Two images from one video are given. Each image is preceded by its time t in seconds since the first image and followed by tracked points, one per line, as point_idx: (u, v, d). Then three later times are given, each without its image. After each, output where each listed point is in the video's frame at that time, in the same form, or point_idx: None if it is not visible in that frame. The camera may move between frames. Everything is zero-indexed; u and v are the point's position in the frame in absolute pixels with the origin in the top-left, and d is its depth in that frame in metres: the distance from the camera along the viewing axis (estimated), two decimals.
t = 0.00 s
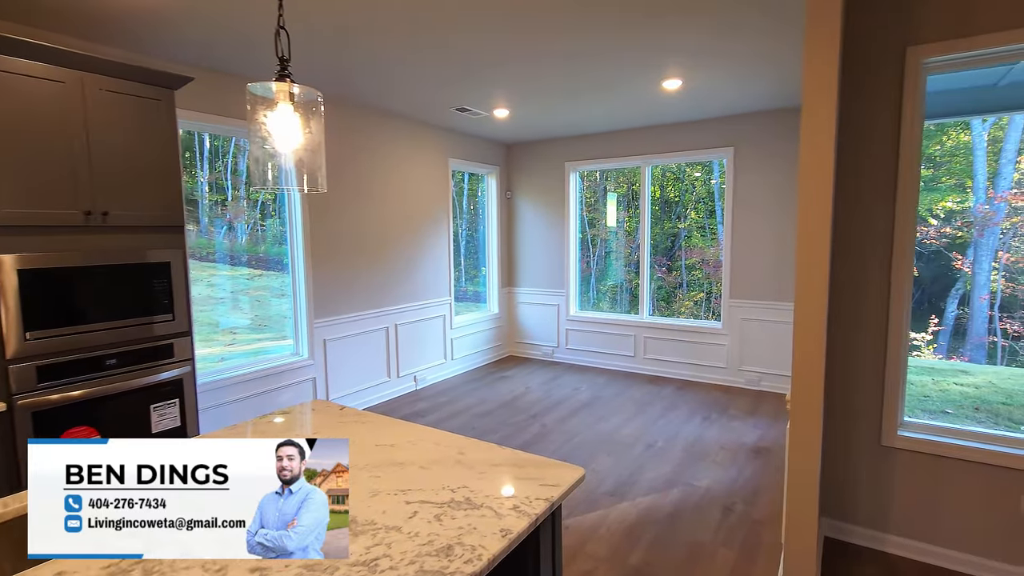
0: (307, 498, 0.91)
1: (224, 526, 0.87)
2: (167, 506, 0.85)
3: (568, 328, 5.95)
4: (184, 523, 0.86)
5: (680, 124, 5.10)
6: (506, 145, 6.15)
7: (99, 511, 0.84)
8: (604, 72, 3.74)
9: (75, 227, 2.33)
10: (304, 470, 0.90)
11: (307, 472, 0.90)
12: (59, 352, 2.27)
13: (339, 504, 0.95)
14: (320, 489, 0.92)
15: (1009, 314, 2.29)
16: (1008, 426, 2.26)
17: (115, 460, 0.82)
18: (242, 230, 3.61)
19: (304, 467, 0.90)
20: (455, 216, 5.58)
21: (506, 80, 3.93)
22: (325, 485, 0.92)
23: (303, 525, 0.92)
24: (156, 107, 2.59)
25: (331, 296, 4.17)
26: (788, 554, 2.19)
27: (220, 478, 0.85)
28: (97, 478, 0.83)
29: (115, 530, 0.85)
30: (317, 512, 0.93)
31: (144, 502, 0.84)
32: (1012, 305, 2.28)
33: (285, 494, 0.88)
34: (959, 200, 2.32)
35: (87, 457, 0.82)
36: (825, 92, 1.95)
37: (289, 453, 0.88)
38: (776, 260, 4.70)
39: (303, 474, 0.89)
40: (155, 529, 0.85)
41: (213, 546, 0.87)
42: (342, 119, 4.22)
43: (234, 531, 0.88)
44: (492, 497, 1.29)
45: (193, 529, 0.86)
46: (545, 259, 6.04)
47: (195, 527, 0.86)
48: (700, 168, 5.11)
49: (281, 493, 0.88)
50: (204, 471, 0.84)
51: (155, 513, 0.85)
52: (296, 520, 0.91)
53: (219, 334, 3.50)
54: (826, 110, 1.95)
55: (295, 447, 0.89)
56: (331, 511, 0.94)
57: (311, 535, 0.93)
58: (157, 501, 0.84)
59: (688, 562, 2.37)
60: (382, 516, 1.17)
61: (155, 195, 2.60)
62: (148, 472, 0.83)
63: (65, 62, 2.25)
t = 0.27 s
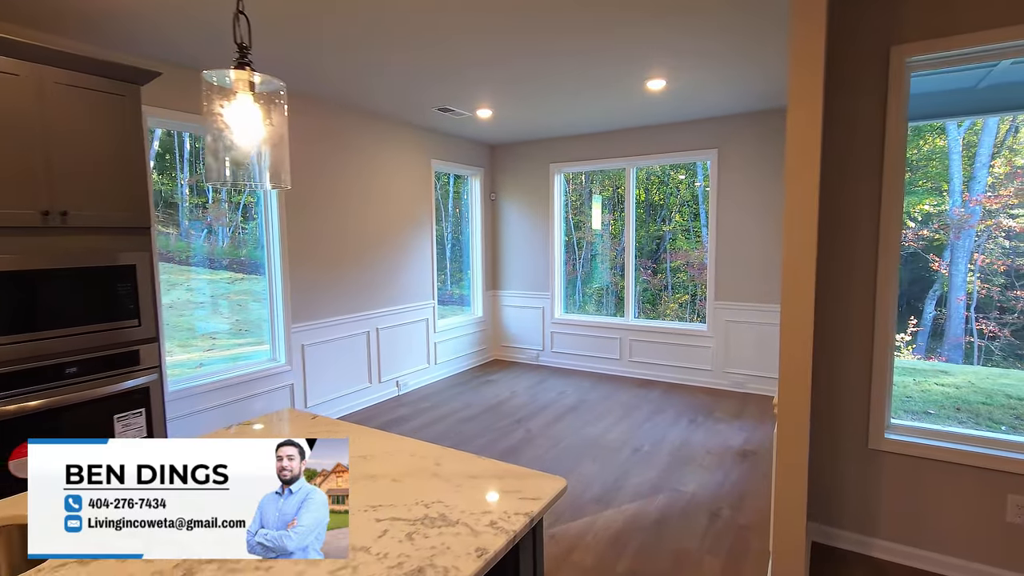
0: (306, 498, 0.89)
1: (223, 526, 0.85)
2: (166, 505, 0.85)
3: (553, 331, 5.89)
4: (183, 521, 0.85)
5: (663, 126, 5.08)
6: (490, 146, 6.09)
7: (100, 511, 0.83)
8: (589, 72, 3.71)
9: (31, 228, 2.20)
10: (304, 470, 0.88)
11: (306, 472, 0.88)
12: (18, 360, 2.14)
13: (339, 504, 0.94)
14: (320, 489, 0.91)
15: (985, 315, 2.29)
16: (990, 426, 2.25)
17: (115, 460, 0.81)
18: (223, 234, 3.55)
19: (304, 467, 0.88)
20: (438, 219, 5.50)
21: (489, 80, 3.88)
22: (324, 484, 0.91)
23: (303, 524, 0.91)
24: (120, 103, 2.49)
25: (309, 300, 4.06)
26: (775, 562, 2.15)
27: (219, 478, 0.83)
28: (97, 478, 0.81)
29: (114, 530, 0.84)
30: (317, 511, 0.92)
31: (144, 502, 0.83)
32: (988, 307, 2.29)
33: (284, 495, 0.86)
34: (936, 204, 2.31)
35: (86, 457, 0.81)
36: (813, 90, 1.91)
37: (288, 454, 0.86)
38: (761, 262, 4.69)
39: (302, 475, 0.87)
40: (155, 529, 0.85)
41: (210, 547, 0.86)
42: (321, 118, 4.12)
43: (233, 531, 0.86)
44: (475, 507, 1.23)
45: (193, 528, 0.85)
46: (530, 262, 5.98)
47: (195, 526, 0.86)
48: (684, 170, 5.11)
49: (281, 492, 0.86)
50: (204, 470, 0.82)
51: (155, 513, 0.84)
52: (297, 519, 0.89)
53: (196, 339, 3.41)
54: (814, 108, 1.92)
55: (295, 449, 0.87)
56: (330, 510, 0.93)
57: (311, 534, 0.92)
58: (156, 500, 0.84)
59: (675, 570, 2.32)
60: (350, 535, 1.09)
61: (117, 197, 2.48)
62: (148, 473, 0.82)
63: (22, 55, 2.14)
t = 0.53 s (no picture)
0: (306, 498, 0.94)
1: (224, 526, 0.92)
2: (166, 505, 0.92)
3: (541, 335, 5.81)
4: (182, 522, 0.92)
5: (652, 127, 5.03)
6: (475, 148, 6.00)
7: (100, 511, 0.91)
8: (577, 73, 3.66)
9: None
10: (304, 471, 0.93)
11: (307, 472, 0.93)
12: None
13: (338, 504, 0.98)
14: (320, 489, 0.95)
15: (968, 315, 2.28)
16: (978, 430, 2.23)
17: (116, 461, 0.90)
18: (208, 236, 3.49)
19: (304, 467, 0.93)
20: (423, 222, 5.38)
21: (475, 81, 3.82)
22: (325, 484, 0.95)
23: (303, 525, 0.96)
24: (81, 100, 2.35)
25: (289, 305, 3.94)
26: None
27: (219, 478, 0.90)
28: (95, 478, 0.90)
29: (115, 530, 0.92)
30: (317, 511, 0.97)
31: (143, 502, 0.91)
32: (971, 307, 2.28)
33: (284, 495, 0.92)
34: (919, 207, 2.27)
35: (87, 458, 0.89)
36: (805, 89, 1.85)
37: (290, 455, 0.91)
38: (750, 265, 4.65)
39: (303, 475, 0.92)
40: (155, 528, 0.92)
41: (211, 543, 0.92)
42: (302, 118, 4.01)
43: (234, 531, 0.93)
44: (462, 515, 1.21)
45: (193, 528, 0.92)
46: (518, 265, 5.89)
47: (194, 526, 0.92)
48: (673, 173, 5.05)
49: (281, 492, 0.92)
50: (204, 471, 0.89)
51: (155, 512, 0.91)
52: (297, 519, 0.95)
53: (178, 344, 3.35)
54: (807, 108, 1.85)
55: (296, 450, 0.92)
56: (330, 510, 0.99)
57: (311, 534, 0.97)
58: (155, 500, 0.91)
59: None
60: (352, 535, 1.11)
61: (73, 203, 2.33)
62: (147, 474, 0.90)
63: None
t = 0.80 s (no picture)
0: (306, 497, 0.95)
1: (223, 526, 0.94)
2: (165, 506, 0.95)
3: (531, 338, 5.72)
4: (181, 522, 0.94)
5: (642, 128, 4.97)
6: (464, 148, 5.91)
7: (100, 511, 0.94)
8: (565, 72, 3.59)
9: None
10: (304, 471, 0.93)
11: (307, 472, 0.93)
12: None
13: (340, 505, 0.97)
14: (320, 489, 0.95)
15: (953, 316, 2.23)
16: (970, 433, 2.18)
17: (116, 460, 0.93)
18: (195, 238, 3.45)
19: (305, 467, 0.94)
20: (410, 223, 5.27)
21: (461, 80, 3.74)
22: (325, 484, 0.95)
23: (303, 525, 0.96)
24: (46, 94, 2.23)
25: (269, 308, 3.81)
26: None
27: (219, 478, 0.93)
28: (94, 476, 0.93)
29: (115, 530, 0.95)
30: (318, 511, 0.97)
31: (143, 503, 0.94)
32: (957, 308, 2.22)
33: (284, 495, 0.93)
34: (906, 209, 2.21)
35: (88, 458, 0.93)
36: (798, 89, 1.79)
37: (289, 454, 0.92)
38: (742, 269, 4.58)
39: (303, 475, 0.93)
40: (155, 528, 0.95)
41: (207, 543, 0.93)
42: (284, 116, 3.90)
43: (233, 531, 0.95)
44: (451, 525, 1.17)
45: (193, 528, 0.95)
46: (507, 267, 5.80)
47: (193, 527, 0.95)
48: (663, 175, 4.99)
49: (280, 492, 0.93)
50: (203, 471, 0.92)
51: (154, 512, 0.94)
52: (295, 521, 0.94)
53: (163, 347, 3.29)
54: (801, 107, 1.78)
55: (296, 449, 0.93)
56: (331, 511, 0.97)
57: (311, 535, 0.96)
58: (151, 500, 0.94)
59: None
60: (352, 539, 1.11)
61: (50, 198, 2.25)
62: (147, 474, 0.93)
63: None
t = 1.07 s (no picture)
0: (305, 499, 0.93)
1: (223, 526, 0.94)
2: (166, 505, 0.96)
3: (525, 340, 5.62)
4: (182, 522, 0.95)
5: (638, 126, 4.88)
6: (457, 147, 5.81)
7: (100, 511, 0.96)
8: (559, 68, 3.51)
9: None
10: (304, 471, 0.92)
11: (306, 472, 0.92)
12: None
13: (339, 505, 0.95)
14: (320, 489, 0.92)
15: (949, 317, 2.16)
16: (972, 436, 2.10)
17: (115, 461, 0.94)
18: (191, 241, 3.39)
19: (304, 467, 0.92)
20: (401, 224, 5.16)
21: (453, 77, 3.65)
22: (324, 484, 0.93)
23: (302, 525, 0.94)
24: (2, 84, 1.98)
25: (254, 312, 3.69)
26: None
27: (219, 478, 0.93)
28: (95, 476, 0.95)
29: (115, 529, 0.96)
30: (318, 512, 0.95)
31: (143, 503, 0.95)
32: (953, 309, 2.15)
33: (282, 496, 0.92)
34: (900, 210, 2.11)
35: (88, 458, 0.94)
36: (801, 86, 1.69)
37: (287, 454, 0.91)
38: (740, 270, 4.49)
39: (302, 475, 0.91)
40: (155, 528, 0.96)
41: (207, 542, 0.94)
42: (271, 113, 3.79)
43: (233, 531, 0.95)
44: (434, 539, 1.11)
45: (193, 528, 0.95)
46: (502, 268, 5.70)
47: (193, 526, 0.95)
48: (660, 175, 4.90)
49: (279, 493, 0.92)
50: (203, 470, 0.93)
51: (155, 512, 0.95)
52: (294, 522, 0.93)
53: (154, 350, 3.22)
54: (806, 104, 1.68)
55: (295, 449, 0.91)
56: (331, 510, 0.95)
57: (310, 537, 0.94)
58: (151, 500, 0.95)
59: None
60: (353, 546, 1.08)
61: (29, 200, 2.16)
62: (147, 474, 0.94)
63: None
